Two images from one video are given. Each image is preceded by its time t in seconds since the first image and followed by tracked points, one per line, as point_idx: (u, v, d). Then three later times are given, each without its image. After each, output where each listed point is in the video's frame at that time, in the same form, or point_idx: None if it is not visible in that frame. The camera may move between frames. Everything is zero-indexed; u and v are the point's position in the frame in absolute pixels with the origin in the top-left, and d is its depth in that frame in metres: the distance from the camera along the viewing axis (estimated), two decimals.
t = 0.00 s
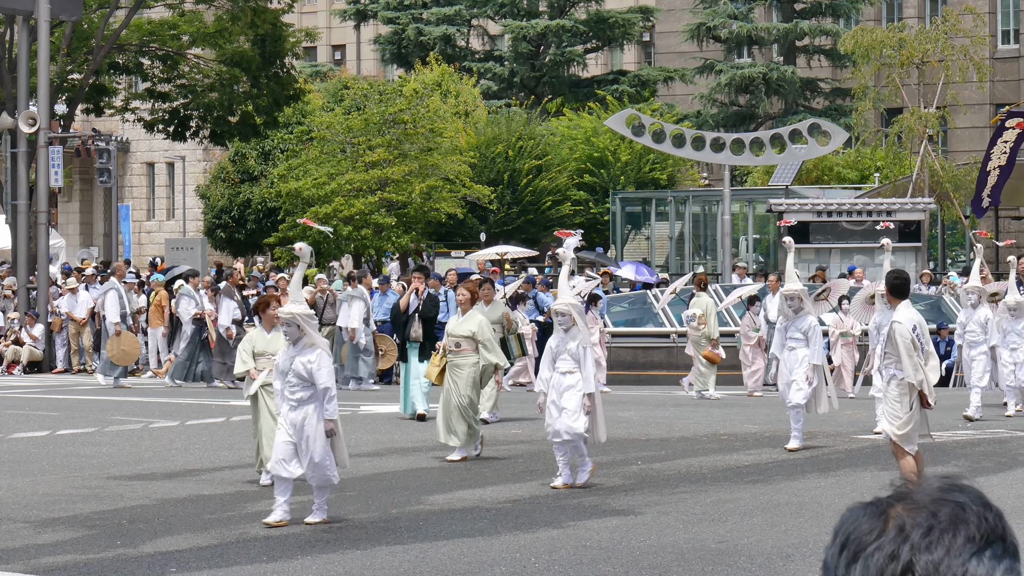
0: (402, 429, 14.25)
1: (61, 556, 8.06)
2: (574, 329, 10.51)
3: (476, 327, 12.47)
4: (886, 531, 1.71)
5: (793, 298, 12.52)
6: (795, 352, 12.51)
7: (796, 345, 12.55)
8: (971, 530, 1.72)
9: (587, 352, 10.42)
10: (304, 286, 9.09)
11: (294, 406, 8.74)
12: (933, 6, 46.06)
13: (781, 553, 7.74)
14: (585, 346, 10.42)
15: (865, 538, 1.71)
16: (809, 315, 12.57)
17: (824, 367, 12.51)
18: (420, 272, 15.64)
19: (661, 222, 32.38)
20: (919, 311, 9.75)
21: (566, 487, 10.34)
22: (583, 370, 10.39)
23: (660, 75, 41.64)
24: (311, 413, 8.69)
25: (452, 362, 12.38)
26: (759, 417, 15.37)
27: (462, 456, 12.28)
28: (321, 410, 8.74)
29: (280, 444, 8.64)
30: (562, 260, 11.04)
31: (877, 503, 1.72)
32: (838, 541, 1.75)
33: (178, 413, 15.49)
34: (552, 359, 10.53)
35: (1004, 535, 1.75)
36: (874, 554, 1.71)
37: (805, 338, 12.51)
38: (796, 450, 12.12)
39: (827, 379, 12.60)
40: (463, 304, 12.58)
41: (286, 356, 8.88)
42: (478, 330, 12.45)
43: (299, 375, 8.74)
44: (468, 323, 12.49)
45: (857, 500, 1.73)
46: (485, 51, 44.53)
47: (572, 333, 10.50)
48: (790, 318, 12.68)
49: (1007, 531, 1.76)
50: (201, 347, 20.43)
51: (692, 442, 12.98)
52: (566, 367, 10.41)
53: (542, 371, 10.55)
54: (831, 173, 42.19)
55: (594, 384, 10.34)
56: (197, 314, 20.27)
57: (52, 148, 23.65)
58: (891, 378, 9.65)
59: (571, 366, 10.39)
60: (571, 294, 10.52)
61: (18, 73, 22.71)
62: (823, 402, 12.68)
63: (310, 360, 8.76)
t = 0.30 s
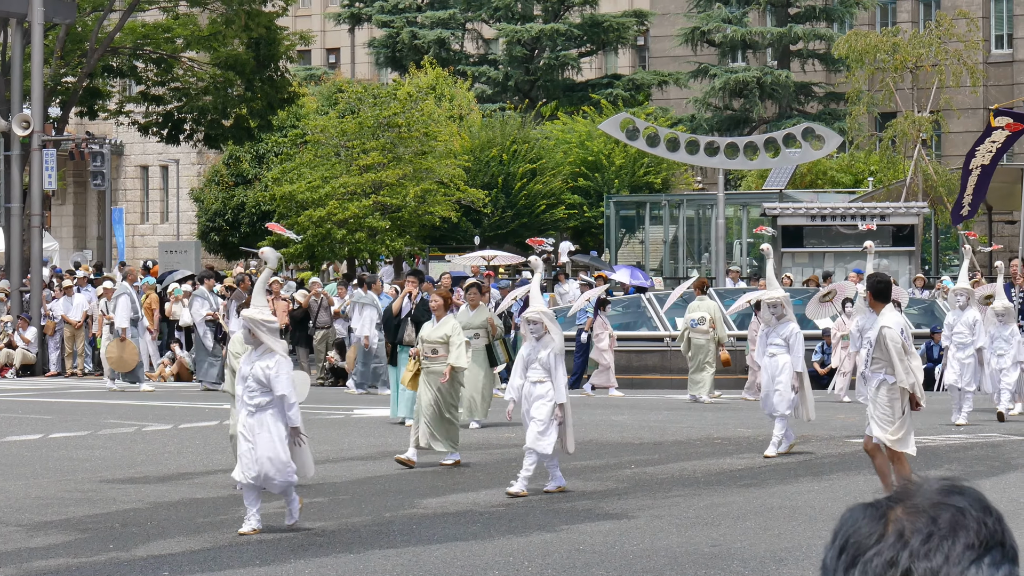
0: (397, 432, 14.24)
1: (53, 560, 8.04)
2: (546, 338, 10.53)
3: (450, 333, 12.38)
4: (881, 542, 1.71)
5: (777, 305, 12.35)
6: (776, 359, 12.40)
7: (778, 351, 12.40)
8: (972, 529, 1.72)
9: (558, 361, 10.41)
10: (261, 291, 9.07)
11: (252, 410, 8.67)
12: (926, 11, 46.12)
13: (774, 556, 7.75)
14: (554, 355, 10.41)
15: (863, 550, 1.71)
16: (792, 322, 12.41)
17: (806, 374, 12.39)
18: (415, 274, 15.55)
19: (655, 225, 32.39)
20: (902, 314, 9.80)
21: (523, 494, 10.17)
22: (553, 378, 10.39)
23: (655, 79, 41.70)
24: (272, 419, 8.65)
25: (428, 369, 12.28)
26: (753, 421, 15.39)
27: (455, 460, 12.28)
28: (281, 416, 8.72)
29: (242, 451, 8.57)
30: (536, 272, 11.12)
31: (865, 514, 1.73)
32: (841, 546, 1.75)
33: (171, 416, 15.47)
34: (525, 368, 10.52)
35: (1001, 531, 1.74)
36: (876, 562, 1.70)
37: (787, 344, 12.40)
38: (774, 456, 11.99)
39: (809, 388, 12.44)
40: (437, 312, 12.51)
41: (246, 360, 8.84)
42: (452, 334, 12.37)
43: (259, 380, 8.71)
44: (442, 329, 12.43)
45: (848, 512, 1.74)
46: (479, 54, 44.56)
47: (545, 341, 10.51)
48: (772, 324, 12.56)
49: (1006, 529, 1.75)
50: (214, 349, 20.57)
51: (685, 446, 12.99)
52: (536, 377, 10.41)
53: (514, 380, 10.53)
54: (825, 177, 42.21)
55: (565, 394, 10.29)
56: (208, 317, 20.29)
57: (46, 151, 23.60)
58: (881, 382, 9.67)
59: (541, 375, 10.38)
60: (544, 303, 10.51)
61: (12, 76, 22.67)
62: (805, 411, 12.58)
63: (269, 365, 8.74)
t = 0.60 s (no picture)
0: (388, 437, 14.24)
1: (42, 564, 8.01)
2: (513, 338, 10.59)
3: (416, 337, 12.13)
4: (901, 530, 1.66)
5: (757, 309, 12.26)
6: (757, 363, 12.28)
7: (759, 357, 12.28)
8: (983, 542, 1.68)
9: (524, 361, 10.44)
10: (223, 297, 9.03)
11: (215, 418, 8.68)
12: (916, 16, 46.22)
13: (764, 561, 7.76)
14: (519, 355, 10.45)
15: (884, 536, 1.66)
16: (773, 326, 12.31)
17: (789, 377, 12.20)
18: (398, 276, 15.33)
19: (645, 230, 32.41)
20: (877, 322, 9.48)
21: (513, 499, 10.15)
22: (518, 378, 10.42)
23: (645, 84, 41.83)
24: (232, 428, 8.63)
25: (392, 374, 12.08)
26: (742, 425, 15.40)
27: (444, 465, 12.27)
28: (243, 422, 8.67)
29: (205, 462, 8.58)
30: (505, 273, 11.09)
31: (889, 496, 1.67)
32: (841, 540, 1.70)
33: (161, 421, 15.43)
34: (491, 369, 10.56)
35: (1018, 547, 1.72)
36: (881, 562, 1.66)
37: (768, 349, 12.25)
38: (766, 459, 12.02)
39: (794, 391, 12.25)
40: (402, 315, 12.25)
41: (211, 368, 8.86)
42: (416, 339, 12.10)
43: (219, 388, 8.67)
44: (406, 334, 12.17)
45: (872, 484, 1.68)
46: (469, 59, 44.63)
47: (511, 342, 10.57)
48: (752, 328, 12.41)
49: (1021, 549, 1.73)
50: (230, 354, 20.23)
51: (675, 450, 13.00)
52: (502, 378, 10.45)
53: (481, 381, 10.53)
54: (815, 182, 42.31)
55: (528, 393, 10.30)
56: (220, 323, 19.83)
57: (36, 155, 23.56)
58: (862, 391, 9.23)
59: (507, 375, 10.43)
60: (512, 305, 10.56)
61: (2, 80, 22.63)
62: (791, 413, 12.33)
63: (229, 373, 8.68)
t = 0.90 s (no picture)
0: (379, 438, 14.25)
1: (32, 565, 8.00)
2: (478, 344, 10.35)
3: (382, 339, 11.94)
4: (911, 536, 1.61)
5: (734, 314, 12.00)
6: (734, 369, 12.01)
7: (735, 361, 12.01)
8: (997, 552, 1.63)
9: (489, 366, 10.24)
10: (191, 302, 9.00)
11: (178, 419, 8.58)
12: (907, 17, 46.28)
13: (754, 562, 7.77)
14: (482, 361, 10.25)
15: (898, 545, 1.61)
16: (751, 331, 11.97)
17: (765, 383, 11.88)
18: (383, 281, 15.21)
19: (637, 231, 32.43)
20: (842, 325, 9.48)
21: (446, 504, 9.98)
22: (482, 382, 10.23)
23: (636, 84, 41.89)
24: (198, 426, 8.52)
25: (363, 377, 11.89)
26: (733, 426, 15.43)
27: (435, 467, 12.25)
28: (207, 423, 8.55)
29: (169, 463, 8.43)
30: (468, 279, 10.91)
31: (901, 503, 1.61)
32: (852, 549, 1.64)
33: (152, 421, 15.41)
34: (456, 374, 10.32)
35: None
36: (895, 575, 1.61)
37: (745, 354, 11.97)
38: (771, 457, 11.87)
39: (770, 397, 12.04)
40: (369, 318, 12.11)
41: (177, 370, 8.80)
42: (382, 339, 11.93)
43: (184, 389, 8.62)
44: (371, 335, 12.00)
45: (884, 490, 1.62)
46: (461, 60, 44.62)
47: (476, 347, 10.33)
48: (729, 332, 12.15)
49: None
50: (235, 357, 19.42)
51: (666, 451, 13.00)
52: (466, 385, 10.21)
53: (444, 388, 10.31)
54: (806, 183, 42.34)
55: (492, 399, 10.14)
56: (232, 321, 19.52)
57: (28, 155, 23.51)
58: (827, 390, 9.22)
59: (471, 382, 10.19)
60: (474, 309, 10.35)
61: None
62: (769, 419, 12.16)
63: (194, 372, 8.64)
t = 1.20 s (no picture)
0: (371, 439, 14.27)
1: (26, 565, 8.00)
2: (445, 343, 10.33)
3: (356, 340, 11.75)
4: (917, 544, 1.61)
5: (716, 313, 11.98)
6: (716, 368, 11.94)
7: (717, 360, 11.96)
8: (1000, 557, 1.62)
9: (457, 368, 10.22)
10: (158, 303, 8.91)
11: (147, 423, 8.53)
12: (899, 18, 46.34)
13: (748, 562, 7.78)
14: (450, 362, 10.23)
15: (904, 551, 1.61)
16: (730, 328, 11.94)
17: (749, 381, 11.80)
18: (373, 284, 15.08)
19: (629, 232, 32.45)
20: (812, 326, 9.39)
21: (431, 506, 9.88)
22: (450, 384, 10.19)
23: (628, 85, 41.96)
24: (167, 430, 8.48)
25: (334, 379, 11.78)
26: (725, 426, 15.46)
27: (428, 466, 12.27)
28: (175, 428, 8.50)
29: (141, 468, 8.39)
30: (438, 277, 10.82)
31: (907, 509, 1.62)
32: (857, 557, 1.64)
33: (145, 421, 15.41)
34: (423, 374, 10.30)
35: None
36: None
37: (726, 352, 11.91)
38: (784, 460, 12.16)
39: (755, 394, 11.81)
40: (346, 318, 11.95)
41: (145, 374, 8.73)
42: (355, 343, 11.69)
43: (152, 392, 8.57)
44: (347, 335, 11.81)
45: (892, 496, 1.62)
46: (453, 60, 44.63)
47: (443, 347, 10.32)
48: (711, 330, 12.11)
49: None
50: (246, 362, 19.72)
51: (659, 451, 13.03)
52: (436, 383, 10.21)
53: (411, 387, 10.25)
54: (799, 184, 42.38)
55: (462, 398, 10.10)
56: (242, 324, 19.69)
57: (19, 156, 23.45)
58: (794, 392, 9.07)
59: (440, 381, 10.17)
60: (444, 309, 10.35)
61: None
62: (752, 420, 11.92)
63: (161, 377, 8.57)
